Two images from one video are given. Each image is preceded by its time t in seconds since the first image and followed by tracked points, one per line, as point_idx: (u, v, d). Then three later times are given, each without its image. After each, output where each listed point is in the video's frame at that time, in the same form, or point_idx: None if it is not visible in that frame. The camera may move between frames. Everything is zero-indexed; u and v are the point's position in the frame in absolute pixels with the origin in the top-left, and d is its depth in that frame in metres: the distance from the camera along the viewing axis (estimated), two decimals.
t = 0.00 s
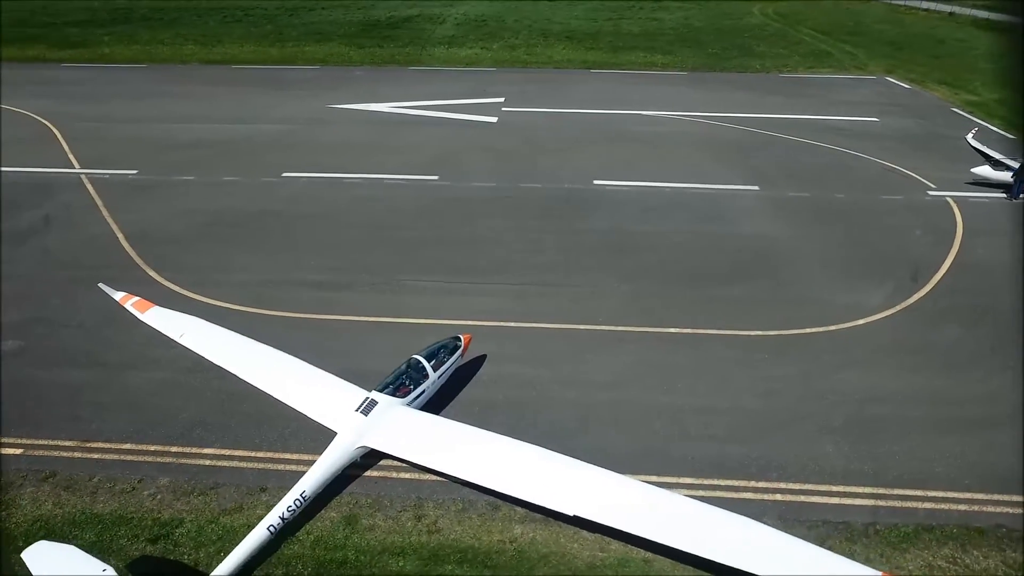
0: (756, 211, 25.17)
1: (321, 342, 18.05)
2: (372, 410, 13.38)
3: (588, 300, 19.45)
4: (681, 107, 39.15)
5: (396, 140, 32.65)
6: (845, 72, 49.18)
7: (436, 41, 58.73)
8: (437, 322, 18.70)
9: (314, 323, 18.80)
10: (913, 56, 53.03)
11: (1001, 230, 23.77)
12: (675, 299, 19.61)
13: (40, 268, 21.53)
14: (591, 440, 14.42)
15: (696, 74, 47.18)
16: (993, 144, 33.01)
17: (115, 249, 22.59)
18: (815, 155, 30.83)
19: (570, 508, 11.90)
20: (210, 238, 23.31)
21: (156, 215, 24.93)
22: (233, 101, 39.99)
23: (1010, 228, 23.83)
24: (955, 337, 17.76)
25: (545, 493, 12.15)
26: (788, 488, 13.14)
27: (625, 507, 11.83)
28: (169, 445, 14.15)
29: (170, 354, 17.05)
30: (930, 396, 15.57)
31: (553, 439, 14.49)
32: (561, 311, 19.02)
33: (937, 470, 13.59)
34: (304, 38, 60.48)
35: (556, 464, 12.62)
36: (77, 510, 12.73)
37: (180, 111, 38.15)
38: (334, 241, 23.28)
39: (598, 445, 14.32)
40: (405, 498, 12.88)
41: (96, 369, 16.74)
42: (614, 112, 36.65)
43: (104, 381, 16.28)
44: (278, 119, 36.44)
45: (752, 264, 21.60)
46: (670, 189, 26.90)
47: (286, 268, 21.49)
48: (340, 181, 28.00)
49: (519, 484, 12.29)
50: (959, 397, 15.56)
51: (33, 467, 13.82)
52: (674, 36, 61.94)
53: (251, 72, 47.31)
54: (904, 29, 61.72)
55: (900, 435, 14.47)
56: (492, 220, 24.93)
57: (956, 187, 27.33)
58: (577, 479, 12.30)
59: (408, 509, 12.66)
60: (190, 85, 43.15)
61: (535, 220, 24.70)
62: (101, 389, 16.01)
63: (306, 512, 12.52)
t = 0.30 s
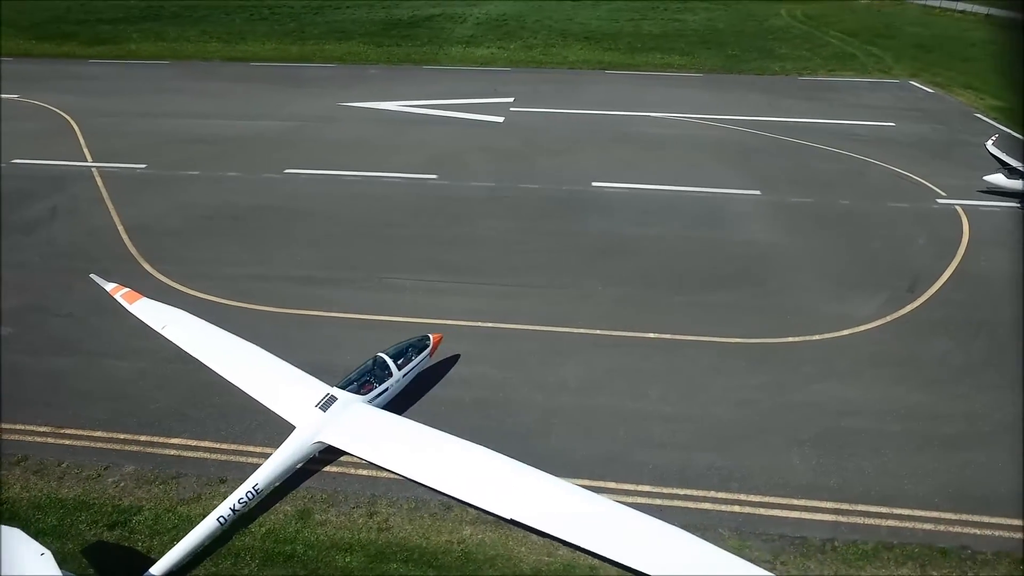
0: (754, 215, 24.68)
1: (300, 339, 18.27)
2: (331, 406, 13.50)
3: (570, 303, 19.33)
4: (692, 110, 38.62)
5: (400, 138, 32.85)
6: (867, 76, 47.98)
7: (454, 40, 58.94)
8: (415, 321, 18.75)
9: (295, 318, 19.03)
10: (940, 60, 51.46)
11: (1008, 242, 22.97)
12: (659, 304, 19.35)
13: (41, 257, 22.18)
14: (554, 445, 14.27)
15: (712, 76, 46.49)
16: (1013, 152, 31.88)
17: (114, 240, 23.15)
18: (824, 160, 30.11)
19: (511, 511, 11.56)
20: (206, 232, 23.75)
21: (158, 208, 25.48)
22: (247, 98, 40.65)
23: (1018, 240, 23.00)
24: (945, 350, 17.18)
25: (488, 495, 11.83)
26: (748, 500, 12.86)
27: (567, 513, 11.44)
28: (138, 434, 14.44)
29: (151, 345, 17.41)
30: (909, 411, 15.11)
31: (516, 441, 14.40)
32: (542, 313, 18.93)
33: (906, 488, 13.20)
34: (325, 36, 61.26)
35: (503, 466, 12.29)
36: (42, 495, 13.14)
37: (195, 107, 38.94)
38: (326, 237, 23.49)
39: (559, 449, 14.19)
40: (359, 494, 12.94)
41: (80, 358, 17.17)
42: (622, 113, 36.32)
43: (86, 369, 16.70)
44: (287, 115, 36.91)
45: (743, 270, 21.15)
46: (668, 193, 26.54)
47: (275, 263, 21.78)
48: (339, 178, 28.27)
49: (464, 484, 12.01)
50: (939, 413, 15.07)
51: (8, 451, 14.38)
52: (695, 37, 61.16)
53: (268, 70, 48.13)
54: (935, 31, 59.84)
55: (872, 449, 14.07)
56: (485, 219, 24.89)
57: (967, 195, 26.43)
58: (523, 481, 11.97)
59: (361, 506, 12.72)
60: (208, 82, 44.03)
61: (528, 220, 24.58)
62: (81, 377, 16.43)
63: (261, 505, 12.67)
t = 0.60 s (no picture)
0: (747, 220, 24.27)
1: (277, 336, 18.51)
2: (287, 403, 13.57)
3: (547, 306, 19.22)
4: (698, 113, 38.15)
5: (400, 138, 33.02)
6: (884, 80, 46.87)
7: (467, 40, 59.00)
8: (391, 322, 18.84)
9: (274, 316, 19.27)
10: (964, 64, 50.01)
11: (1008, 253, 22.25)
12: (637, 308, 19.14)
13: (37, 248, 22.76)
14: (512, 448, 14.23)
15: (724, 78, 45.85)
16: None
17: (108, 233, 23.65)
18: (826, 166, 29.48)
19: (444, 514, 11.24)
20: (199, 227, 24.12)
21: (155, 203, 25.95)
22: (256, 96, 41.20)
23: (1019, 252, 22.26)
24: (925, 363, 16.73)
25: (425, 497, 11.54)
26: (700, 510, 12.71)
27: (499, 517, 11.00)
28: (105, 425, 14.78)
29: (130, 337, 17.75)
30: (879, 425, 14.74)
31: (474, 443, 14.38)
32: (518, 315, 18.87)
33: (866, 504, 12.90)
34: (341, 35, 61.80)
35: (446, 468, 11.90)
36: (9, 482, 13.62)
37: (204, 103, 39.56)
38: (314, 234, 23.68)
39: (516, 453, 14.14)
40: (311, 491, 13.01)
41: (61, 349, 17.59)
42: (625, 115, 36.00)
43: (65, 360, 17.13)
44: (292, 112, 37.30)
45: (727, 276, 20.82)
46: (661, 197, 26.25)
47: (261, 259, 22.01)
48: (335, 177, 28.50)
49: (402, 485, 11.77)
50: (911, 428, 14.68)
51: None
52: (711, 39, 60.37)
53: (281, 68, 48.72)
54: (962, 34, 58.16)
55: (835, 463, 13.76)
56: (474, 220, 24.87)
57: (971, 204, 25.66)
58: (461, 483, 11.59)
59: (312, 502, 12.80)
60: (220, 79, 44.73)
61: (517, 222, 24.51)
62: (60, 368, 16.85)
63: (215, 498, 12.84)
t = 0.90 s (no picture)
0: (738, 223, 23.86)
1: (254, 330, 18.71)
2: (246, 398, 13.75)
3: (523, 305, 19.07)
4: (704, 116, 37.68)
5: (400, 136, 33.14)
6: (903, 84, 45.75)
7: (481, 40, 59.06)
8: (367, 318, 18.89)
9: (254, 310, 19.47)
10: (988, 68, 48.55)
11: (1008, 263, 21.47)
12: (614, 308, 18.88)
13: (37, 240, 23.43)
14: (469, 447, 14.16)
15: (736, 80, 45.20)
16: None
17: (106, 226, 24.21)
18: (829, 170, 28.86)
19: (386, 515, 11.37)
20: (192, 221, 24.53)
21: (154, 198, 26.50)
22: (267, 94, 41.78)
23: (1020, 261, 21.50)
24: (904, 373, 16.22)
25: (368, 498, 11.64)
26: (649, 517, 12.54)
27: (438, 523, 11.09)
28: (77, 414, 15.17)
29: (112, 329, 18.15)
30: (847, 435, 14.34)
31: (431, 441, 14.33)
32: (493, 314, 18.77)
33: (821, 517, 12.61)
34: (357, 34, 62.37)
35: (393, 470, 11.99)
36: None
37: (215, 100, 40.24)
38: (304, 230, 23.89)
39: (473, 452, 14.06)
40: (266, 485, 13.17)
41: (46, 339, 18.08)
42: (629, 117, 35.68)
43: (48, 350, 17.59)
44: (299, 110, 37.75)
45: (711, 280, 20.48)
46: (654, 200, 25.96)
47: (249, 254, 22.29)
48: (331, 174, 28.74)
49: (349, 483, 11.90)
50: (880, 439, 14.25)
51: None
52: (729, 40, 59.52)
53: (295, 66, 49.32)
54: (989, 37, 56.24)
55: (796, 473, 13.44)
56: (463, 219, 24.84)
57: (976, 212, 24.88)
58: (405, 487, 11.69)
59: (264, 496, 12.96)
60: (234, 77, 45.49)
61: (505, 221, 24.42)
62: (42, 357, 17.32)
63: (173, 488, 13.11)
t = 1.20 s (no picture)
0: (730, 230, 23.53)
1: (235, 325, 19.01)
2: (209, 390, 13.98)
3: (501, 306, 19.03)
4: (713, 120, 37.14)
5: (402, 134, 33.30)
6: (924, 89, 44.47)
7: (498, 40, 59.04)
8: (346, 315, 19.03)
9: (237, 304, 19.79)
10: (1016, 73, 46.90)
11: (1009, 275, 20.73)
12: (592, 312, 18.73)
13: (39, 232, 24.17)
14: (427, 446, 14.16)
15: (750, 83, 44.48)
16: None
17: (107, 220, 24.87)
18: (832, 176, 28.24)
19: (324, 512, 11.36)
20: (189, 217, 25.03)
21: (156, 193, 27.11)
22: (279, 92, 42.39)
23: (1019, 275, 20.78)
24: (882, 386, 15.79)
25: (310, 495, 11.65)
26: (599, 524, 12.43)
27: (375, 523, 11.07)
28: (54, 402, 15.62)
29: (98, 319, 18.63)
30: (813, 447, 14.01)
31: (391, 439, 14.39)
32: (470, 314, 18.77)
33: (775, 530, 12.37)
34: (376, 33, 62.91)
35: (339, 468, 12.01)
36: None
37: (229, 97, 40.98)
38: (295, 227, 24.20)
39: (431, 451, 14.05)
40: (224, 477, 13.37)
41: (36, 328, 18.64)
42: (634, 119, 35.34)
43: (35, 339, 18.15)
44: (308, 108, 38.22)
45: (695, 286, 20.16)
46: (648, 204, 25.69)
47: (239, 249, 22.66)
48: (330, 172, 29.05)
49: (292, 478, 11.94)
50: (847, 452, 13.90)
51: None
52: (749, 41, 58.52)
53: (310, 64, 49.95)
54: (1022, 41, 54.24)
55: (755, 484, 13.19)
56: (454, 218, 24.88)
57: (980, 222, 24.09)
58: (347, 485, 11.69)
59: (222, 487, 13.15)
60: (249, 74, 46.25)
61: (495, 222, 24.40)
62: (29, 346, 17.87)
63: (135, 477, 13.39)
